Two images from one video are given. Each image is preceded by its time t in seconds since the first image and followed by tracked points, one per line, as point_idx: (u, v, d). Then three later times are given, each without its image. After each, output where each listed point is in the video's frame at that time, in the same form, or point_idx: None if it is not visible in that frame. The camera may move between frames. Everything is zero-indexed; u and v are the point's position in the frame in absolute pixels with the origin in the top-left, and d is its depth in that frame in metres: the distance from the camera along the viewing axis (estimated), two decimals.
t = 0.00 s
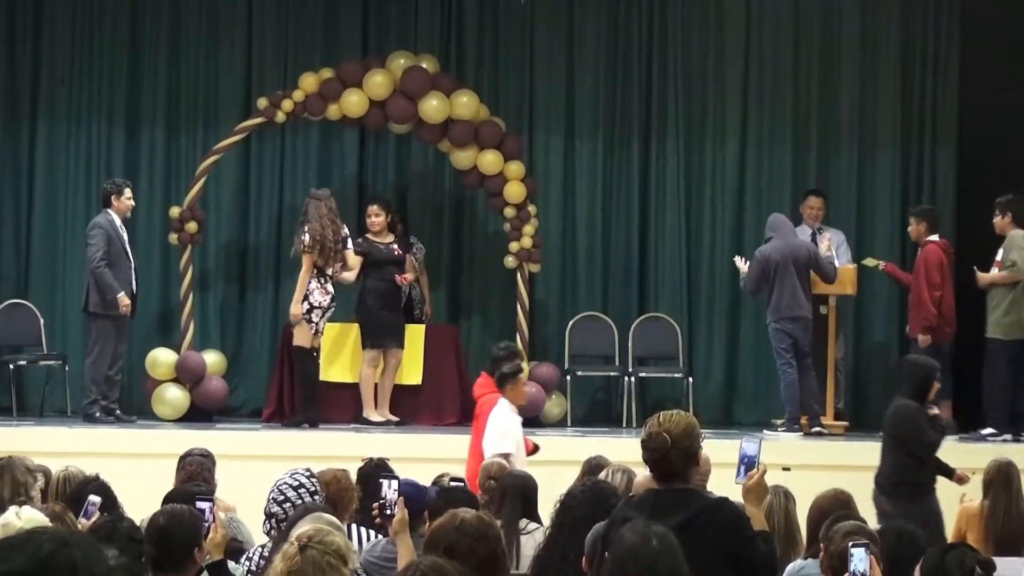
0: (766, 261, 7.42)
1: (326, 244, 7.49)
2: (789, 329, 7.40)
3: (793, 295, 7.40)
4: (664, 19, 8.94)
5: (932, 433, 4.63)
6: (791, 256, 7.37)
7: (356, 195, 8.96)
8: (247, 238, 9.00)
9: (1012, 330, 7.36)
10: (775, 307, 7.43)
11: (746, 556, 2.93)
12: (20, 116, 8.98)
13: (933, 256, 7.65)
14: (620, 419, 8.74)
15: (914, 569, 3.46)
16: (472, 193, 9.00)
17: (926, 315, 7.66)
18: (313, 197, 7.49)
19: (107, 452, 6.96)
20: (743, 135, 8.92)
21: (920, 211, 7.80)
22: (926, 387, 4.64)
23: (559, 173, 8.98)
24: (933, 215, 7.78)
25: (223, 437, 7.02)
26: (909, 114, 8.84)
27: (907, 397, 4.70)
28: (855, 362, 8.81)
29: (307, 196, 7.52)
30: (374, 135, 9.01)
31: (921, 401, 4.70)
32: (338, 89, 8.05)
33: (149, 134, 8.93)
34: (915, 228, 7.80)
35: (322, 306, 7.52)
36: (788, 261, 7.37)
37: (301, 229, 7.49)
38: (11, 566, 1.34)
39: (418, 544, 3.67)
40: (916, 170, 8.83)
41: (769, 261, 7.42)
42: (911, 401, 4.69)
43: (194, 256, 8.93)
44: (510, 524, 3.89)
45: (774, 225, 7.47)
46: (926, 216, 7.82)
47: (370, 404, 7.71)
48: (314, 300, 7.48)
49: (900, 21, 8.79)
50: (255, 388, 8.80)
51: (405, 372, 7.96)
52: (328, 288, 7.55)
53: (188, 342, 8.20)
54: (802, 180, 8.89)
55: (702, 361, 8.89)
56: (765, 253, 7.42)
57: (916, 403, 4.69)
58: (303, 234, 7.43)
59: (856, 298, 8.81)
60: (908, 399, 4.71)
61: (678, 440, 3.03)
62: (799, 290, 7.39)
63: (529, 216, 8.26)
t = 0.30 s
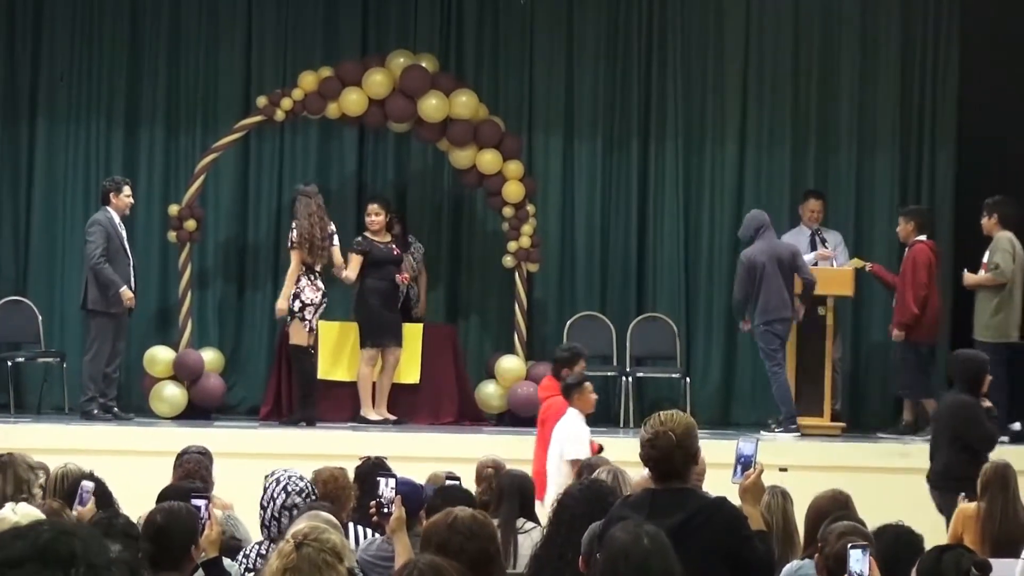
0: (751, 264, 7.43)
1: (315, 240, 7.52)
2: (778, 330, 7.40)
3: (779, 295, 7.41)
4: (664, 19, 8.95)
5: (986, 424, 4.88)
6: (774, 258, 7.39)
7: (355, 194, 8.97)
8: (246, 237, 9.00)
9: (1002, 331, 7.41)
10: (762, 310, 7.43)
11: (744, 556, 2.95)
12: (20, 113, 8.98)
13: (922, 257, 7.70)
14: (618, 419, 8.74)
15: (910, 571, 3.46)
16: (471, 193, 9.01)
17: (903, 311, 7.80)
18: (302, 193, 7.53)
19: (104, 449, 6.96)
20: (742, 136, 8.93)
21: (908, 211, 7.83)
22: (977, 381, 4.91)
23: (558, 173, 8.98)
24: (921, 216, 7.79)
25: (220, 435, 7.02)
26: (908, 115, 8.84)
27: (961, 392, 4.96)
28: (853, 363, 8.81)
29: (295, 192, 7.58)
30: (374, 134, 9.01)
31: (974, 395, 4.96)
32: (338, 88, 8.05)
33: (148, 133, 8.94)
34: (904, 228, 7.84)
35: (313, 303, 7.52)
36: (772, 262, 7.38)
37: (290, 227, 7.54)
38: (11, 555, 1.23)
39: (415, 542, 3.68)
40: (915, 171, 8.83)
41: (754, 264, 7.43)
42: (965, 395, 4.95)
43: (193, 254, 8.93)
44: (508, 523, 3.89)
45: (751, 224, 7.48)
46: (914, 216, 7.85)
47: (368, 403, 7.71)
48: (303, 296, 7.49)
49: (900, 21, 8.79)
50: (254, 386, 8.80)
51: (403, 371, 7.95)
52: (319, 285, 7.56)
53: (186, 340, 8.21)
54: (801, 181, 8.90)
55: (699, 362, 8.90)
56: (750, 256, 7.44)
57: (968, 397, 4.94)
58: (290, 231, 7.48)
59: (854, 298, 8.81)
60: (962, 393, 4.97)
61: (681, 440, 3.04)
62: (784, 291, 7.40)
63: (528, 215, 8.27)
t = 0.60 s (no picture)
0: (734, 264, 7.49)
1: (304, 242, 7.58)
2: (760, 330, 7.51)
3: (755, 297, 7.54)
4: (663, 20, 8.95)
5: None
6: (751, 258, 7.54)
7: (353, 194, 8.97)
8: (245, 237, 9.00)
9: (994, 330, 7.48)
10: (745, 312, 7.48)
11: (743, 556, 2.94)
12: (18, 114, 8.97)
13: (914, 253, 7.73)
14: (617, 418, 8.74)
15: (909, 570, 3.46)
16: (470, 193, 9.01)
17: (894, 308, 7.82)
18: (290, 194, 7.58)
19: (104, 450, 6.96)
20: (741, 136, 8.93)
21: (900, 209, 7.89)
22: None
23: (557, 173, 8.98)
24: (911, 213, 7.86)
25: (219, 435, 7.02)
26: (907, 115, 8.84)
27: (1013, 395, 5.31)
28: (852, 362, 8.81)
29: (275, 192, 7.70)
30: (372, 135, 9.02)
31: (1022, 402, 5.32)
32: (336, 88, 8.05)
33: (147, 133, 8.94)
34: (895, 226, 7.90)
35: (303, 304, 7.57)
36: (750, 263, 7.52)
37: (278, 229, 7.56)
38: (4, 551, 1.28)
39: (415, 541, 3.68)
40: (913, 171, 8.83)
41: (736, 264, 7.51)
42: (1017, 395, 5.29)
43: (192, 254, 8.93)
44: (507, 523, 3.89)
45: (725, 223, 7.61)
46: (905, 215, 7.90)
47: (367, 403, 7.70)
48: (294, 297, 7.53)
49: (898, 22, 8.79)
50: (253, 387, 8.80)
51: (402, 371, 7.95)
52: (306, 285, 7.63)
53: (185, 340, 8.21)
54: (799, 181, 8.90)
55: (699, 362, 8.89)
56: (732, 256, 7.50)
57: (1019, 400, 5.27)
58: (282, 232, 7.51)
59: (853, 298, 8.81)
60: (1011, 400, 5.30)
61: (680, 440, 3.04)
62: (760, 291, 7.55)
63: (527, 215, 8.26)
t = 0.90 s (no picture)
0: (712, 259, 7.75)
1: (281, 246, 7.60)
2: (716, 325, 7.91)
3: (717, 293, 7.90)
4: (663, 21, 8.95)
5: None
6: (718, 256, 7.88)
7: (353, 196, 8.98)
8: (245, 240, 9.00)
9: (979, 330, 7.49)
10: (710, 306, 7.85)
11: (743, 556, 2.94)
12: (17, 115, 8.97)
13: (902, 253, 7.73)
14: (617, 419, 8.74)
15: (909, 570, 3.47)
16: (470, 195, 9.02)
17: (886, 308, 7.75)
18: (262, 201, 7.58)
19: (104, 452, 6.96)
20: (741, 137, 8.93)
21: (887, 211, 7.90)
22: None
23: (557, 174, 8.98)
24: (900, 215, 7.86)
25: (220, 437, 7.02)
26: (907, 116, 8.85)
27: None
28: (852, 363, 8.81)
29: (249, 196, 7.66)
30: (372, 136, 9.02)
31: None
32: (336, 89, 8.05)
33: (147, 135, 8.94)
34: (884, 227, 7.90)
35: (281, 308, 7.59)
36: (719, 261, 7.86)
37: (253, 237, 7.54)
38: None
39: (415, 543, 3.68)
40: (913, 173, 8.85)
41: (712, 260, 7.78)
42: None
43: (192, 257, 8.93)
44: (507, 525, 3.88)
45: (697, 219, 7.85)
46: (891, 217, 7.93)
47: (367, 405, 7.70)
48: (274, 302, 7.55)
49: (897, 23, 8.81)
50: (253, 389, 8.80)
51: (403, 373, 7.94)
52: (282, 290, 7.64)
53: (186, 342, 8.21)
54: (799, 183, 8.91)
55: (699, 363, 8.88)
56: (710, 253, 7.76)
57: None
58: (260, 239, 7.52)
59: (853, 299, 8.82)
60: None
61: (677, 440, 3.04)
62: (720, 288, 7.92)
63: (527, 217, 8.27)
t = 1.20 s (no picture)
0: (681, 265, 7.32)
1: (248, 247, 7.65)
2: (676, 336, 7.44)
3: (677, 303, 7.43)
4: (663, 22, 8.95)
5: None
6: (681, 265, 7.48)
7: (353, 197, 8.99)
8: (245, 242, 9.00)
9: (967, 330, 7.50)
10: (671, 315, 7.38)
11: (742, 559, 2.92)
12: (18, 116, 8.98)
13: (872, 264, 7.66)
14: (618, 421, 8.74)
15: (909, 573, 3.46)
16: (470, 197, 9.02)
17: (858, 318, 7.74)
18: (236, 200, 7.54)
19: (105, 453, 6.97)
20: (741, 139, 8.93)
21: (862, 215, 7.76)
22: None
23: (558, 175, 8.98)
24: (874, 219, 7.73)
25: (221, 439, 7.02)
26: (907, 117, 8.86)
27: None
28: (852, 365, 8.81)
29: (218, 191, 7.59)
30: (372, 138, 9.02)
31: None
32: (337, 91, 8.06)
33: (147, 136, 8.94)
34: (859, 231, 7.77)
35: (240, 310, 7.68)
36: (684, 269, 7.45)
37: (228, 234, 7.55)
38: None
39: (415, 545, 3.68)
40: (914, 174, 8.85)
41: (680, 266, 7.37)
42: None
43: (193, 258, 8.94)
44: (507, 527, 3.88)
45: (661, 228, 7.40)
46: (869, 221, 7.81)
47: (368, 407, 7.70)
48: (235, 305, 7.62)
49: (897, 23, 8.81)
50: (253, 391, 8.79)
51: (403, 375, 7.94)
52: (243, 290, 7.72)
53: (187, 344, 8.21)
54: (800, 185, 8.91)
55: (700, 366, 8.88)
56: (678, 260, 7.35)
57: None
58: (237, 239, 7.53)
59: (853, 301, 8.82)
60: None
61: (674, 443, 3.05)
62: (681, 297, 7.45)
63: (527, 219, 8.27)
